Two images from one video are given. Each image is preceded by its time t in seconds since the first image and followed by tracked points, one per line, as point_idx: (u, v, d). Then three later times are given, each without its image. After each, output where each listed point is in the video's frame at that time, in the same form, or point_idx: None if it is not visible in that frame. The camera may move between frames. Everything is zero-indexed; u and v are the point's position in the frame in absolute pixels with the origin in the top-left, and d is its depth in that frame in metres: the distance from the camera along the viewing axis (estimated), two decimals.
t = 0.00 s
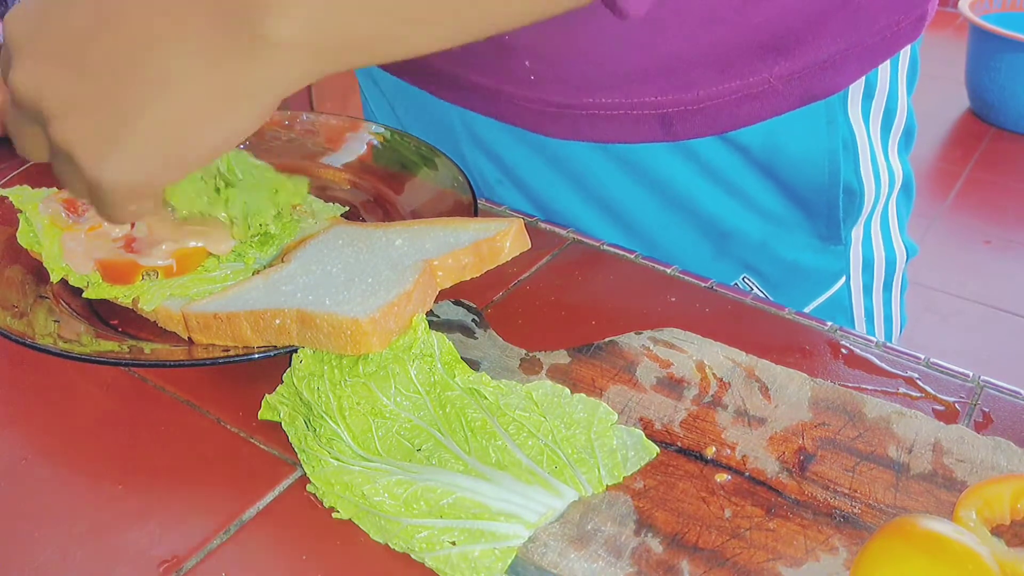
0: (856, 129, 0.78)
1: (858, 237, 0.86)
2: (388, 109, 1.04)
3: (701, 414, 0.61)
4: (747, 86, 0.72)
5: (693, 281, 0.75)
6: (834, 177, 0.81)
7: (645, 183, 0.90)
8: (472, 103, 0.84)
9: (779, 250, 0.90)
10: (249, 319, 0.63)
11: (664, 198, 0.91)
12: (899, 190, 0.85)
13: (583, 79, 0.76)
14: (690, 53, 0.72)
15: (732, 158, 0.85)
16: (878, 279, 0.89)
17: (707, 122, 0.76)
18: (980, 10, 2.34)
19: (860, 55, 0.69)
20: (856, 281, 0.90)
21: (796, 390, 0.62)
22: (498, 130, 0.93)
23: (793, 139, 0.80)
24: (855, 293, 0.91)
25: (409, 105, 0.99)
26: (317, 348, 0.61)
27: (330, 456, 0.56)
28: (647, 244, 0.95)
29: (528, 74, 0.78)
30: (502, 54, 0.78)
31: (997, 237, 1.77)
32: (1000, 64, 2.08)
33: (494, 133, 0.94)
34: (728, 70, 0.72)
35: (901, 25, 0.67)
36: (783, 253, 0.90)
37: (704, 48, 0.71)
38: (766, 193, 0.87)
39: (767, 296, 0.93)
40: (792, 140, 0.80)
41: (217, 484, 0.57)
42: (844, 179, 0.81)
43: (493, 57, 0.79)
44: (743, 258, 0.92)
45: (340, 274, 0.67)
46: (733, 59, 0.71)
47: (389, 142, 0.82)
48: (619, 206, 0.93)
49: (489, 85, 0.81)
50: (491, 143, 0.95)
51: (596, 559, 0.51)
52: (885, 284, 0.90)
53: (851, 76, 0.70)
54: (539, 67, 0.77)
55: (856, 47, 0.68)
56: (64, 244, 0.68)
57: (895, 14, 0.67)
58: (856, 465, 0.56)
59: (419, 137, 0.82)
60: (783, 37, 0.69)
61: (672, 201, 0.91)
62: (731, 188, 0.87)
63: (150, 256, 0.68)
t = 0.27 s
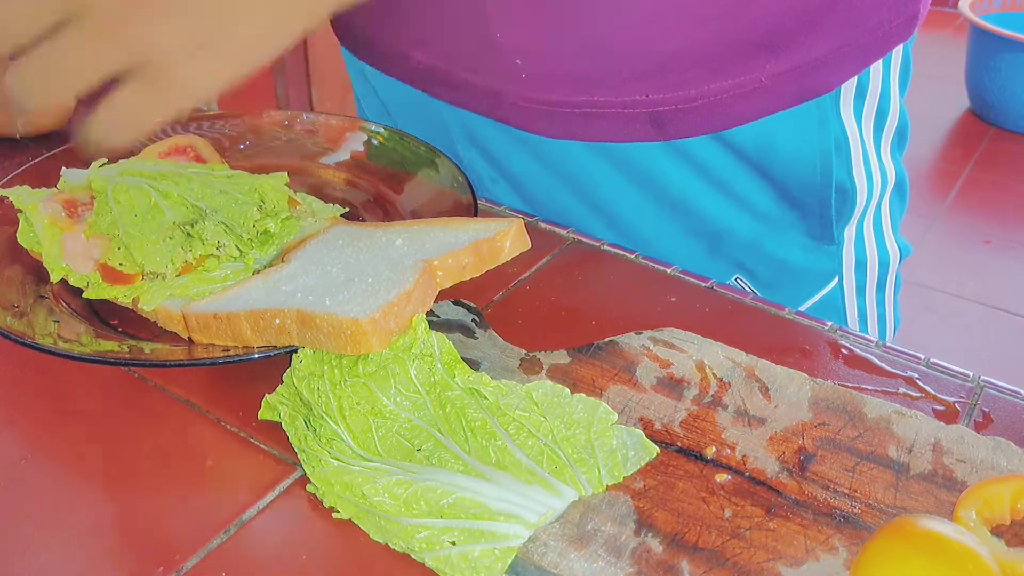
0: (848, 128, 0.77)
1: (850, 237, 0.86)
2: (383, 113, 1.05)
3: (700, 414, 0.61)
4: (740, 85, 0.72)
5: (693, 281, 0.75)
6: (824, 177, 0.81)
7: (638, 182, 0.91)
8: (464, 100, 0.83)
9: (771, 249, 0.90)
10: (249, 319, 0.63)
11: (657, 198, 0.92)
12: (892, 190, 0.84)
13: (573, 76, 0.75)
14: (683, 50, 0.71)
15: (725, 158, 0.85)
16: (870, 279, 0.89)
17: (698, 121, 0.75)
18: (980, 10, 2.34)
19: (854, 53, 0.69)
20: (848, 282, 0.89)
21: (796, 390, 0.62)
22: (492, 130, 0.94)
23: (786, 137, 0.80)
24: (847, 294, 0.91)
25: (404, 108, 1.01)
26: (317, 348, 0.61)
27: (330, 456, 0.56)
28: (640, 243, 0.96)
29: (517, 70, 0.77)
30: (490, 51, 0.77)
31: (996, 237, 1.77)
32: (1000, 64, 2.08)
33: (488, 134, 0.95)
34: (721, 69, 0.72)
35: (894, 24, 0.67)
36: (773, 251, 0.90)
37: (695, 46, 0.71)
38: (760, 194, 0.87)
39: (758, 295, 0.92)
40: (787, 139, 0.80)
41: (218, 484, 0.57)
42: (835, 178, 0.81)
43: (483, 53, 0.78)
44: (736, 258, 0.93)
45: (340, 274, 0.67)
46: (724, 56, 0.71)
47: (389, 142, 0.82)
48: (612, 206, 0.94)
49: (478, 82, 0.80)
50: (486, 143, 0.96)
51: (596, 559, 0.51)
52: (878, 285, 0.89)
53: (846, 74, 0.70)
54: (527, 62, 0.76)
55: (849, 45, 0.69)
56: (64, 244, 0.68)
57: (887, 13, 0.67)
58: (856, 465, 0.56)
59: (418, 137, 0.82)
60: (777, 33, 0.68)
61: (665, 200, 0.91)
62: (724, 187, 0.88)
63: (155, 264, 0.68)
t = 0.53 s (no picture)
0: (859, 127, 0.79)
1: (861, 235, 0.87)
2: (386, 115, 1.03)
3: (701, 414, 0.61)
4: (754, 82, 0.75)
5: (693, 282, 0.75)
6: (841, 173, 0.82)
7: (652, 180, 0.88)
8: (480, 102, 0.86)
9: (787, 247, 0.89)
10: (249, 319, 0.63)
11: (671, 197, 0.89)
12: (894, 190, 0.85)
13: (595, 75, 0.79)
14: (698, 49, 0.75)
15: (742, 155, 0.83)
16: (877, 279, 0.90)
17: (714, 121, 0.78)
18: (980, 10, 2.34)
19: (863, 51, 0.73)
20: (857, 279, 0.90)
21: (796, 390, 0.62)
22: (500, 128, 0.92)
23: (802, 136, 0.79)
24: (857, 292, 0.91)
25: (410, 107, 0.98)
26: (317, 348, 0.61)
27: (330, 456, 0.56)
28: (651, 246, 0.93)
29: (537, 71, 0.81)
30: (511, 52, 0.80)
31: (997, 237, 1.77)
32: (1000, 64, 2.08)
33: (497, 132, 0.92)
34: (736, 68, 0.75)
35: (901, 21, 0.72)
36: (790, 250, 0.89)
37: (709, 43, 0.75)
38: (776, 192, 0.86)
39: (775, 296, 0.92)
40: (802, 137, 0.79)
41: (218, 484, 0.57)
42: (851, 176, 0.82)
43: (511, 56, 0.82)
44: (750, 257, 0.91)
45: (340, 274, 0.67)
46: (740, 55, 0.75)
47: (389, 143, 0.83)
48: (623, 207, 0.91)
49: (498, 84, 0.84)
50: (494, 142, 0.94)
51: (596, 559, 0.51)
52: (885, 284, 0.90)
53: (857, 71, 0.74)
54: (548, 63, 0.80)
55: (860, 44, 0.72)
56: (64, 244, 0.68)
57: (894, 10, 0.71)
58: (856, 465, 0.56)
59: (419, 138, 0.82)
60: (789, 32, 0.72)
61: (679, 199, 0.89)
62: (740, 185, 0.86)
63: (155, 264, 0.68)
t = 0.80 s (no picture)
0: (853, 131, 0.78)
1: (854, 236, 0.85)
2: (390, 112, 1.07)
3: (701, 414, 0.61)
4: (752, 82, 0.73)
5: (693, 282, 0.75)
6: (834, 178, 0.81)
7: (645, 179, 0.92)
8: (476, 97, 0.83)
9: (778, 249, 0.90)
10: (249, 319, 0.63)
11: (661, 196, 0.93)
12: (892, 192, 0.84)
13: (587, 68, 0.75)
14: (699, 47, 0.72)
15: (730, 155, 0.86)
16: (872, 282, 0.88)
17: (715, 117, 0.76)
18: (980, 10, 2.34)
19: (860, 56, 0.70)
20: (850, 282, 0.89)
21: (796, 390, 0.62)
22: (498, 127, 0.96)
23: (791, 135, 0.80)
24: (851, 295, 0.90)
25: (414, 107, 1.02)
26: (317, 348, 0.61)
27: (330, 456, 0.56)
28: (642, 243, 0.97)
29: (528, 68, 0.77)
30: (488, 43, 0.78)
31: (997, 237, 1.77)
32: (1000, 64, 2.08)
33: (495, 131, 0.96)
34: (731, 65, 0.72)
35: (901, 22, 0.68)
36: (781, 251, 0.89)
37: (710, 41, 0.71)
38: (766, 193, 0.87)
39: (763, 295, 0.93)
40: (792, 139, 0.81)
41: (218, 484, 0.57)
42: (843, 180, 0.81)
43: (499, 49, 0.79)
44: (740, 257, 0.93)
45: (340, 274, 0.67)
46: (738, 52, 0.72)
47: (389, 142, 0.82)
48: (616, 204, 0.95)
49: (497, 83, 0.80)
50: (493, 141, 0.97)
51: (596, 559, 0.51)
52: (881, 285, 0.88)
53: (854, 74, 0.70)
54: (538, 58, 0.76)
55: (857, 44, 0.69)
56: (64, 245, 0.68)
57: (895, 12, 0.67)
58: (856, 465, 0.56)
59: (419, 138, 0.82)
60: (787, 32, 0.69)
61: (669, 198, 0.92)
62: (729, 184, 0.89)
63: (155, 263, 0.68)
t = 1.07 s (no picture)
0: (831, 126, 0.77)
1: (836, 236, 0.85)
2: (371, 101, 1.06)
3: (701, 414, 0.61)
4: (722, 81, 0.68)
5: (693, 281, 0.75)
6: (807, 178, 0.82)
7: (622, 176, 0.91)
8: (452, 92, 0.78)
9: (754, 246, 0.90)
10: (249, 319, 0.63)
11: (633, 191, 0.93)
12: (881, 193, 0.83)
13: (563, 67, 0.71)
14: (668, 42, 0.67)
15: (705, 152, 0.86)
16: (855, 281, 0.88)
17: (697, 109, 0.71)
18: (980, 10, 2.34)
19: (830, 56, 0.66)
20: (832, 280, 0.89)
21: (796, 390, 0.62)
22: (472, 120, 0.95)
23: (769, 134, 0.80)
24: (832, 294, 0.90)
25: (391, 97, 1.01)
26: (317, 348, 0.61)
27: (330, 456, 0.56)
28: (614, 236, 0.98)
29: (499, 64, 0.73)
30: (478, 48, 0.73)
31: (996, 237, 1.77)
32: (1000, 64, 2.08)
33: (471, 125, 0.95)
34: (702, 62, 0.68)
35: (877, 25, 0.64)
36: (754, 249, 0.91)
37: (675, 40, 0.67)
38: (743, 192, 0.88)
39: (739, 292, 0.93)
40: (770, 139, 0.81)
41: (218, 484, 0.57)
42: (819, 178, 0.81)
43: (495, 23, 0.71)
44: (717, 254, 0.94)
45: (340, 274, 0.67)
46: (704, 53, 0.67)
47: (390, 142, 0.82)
48: (591, 200, 0.95)
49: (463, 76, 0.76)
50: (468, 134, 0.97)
51: (596, 559, 0.51)
52: (866, 286, 0.87)
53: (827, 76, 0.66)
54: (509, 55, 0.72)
55: (828, 45, 0.65)
56: (64, 245, 0.68)
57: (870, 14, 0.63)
58: (856, 465, 0.56)
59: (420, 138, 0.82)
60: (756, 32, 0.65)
61: (642, 193, 0.92)
62: (702, 181, 0.89)
63: (159, 263, 0.69)
